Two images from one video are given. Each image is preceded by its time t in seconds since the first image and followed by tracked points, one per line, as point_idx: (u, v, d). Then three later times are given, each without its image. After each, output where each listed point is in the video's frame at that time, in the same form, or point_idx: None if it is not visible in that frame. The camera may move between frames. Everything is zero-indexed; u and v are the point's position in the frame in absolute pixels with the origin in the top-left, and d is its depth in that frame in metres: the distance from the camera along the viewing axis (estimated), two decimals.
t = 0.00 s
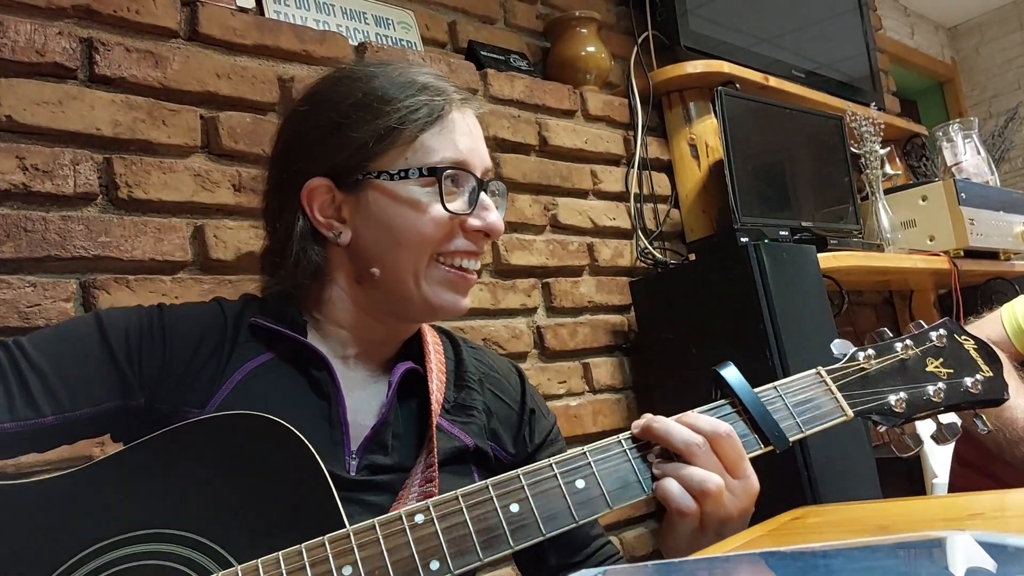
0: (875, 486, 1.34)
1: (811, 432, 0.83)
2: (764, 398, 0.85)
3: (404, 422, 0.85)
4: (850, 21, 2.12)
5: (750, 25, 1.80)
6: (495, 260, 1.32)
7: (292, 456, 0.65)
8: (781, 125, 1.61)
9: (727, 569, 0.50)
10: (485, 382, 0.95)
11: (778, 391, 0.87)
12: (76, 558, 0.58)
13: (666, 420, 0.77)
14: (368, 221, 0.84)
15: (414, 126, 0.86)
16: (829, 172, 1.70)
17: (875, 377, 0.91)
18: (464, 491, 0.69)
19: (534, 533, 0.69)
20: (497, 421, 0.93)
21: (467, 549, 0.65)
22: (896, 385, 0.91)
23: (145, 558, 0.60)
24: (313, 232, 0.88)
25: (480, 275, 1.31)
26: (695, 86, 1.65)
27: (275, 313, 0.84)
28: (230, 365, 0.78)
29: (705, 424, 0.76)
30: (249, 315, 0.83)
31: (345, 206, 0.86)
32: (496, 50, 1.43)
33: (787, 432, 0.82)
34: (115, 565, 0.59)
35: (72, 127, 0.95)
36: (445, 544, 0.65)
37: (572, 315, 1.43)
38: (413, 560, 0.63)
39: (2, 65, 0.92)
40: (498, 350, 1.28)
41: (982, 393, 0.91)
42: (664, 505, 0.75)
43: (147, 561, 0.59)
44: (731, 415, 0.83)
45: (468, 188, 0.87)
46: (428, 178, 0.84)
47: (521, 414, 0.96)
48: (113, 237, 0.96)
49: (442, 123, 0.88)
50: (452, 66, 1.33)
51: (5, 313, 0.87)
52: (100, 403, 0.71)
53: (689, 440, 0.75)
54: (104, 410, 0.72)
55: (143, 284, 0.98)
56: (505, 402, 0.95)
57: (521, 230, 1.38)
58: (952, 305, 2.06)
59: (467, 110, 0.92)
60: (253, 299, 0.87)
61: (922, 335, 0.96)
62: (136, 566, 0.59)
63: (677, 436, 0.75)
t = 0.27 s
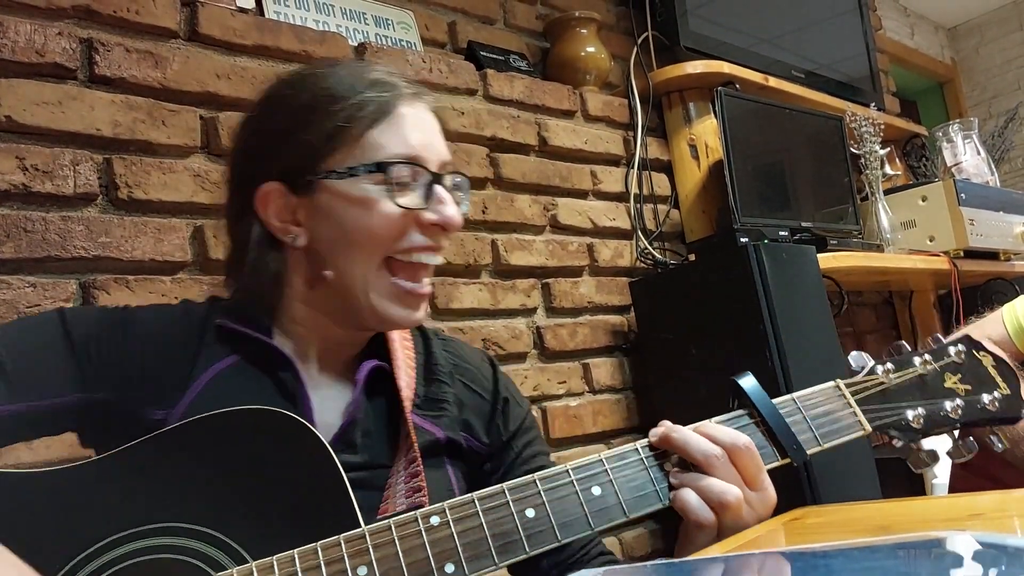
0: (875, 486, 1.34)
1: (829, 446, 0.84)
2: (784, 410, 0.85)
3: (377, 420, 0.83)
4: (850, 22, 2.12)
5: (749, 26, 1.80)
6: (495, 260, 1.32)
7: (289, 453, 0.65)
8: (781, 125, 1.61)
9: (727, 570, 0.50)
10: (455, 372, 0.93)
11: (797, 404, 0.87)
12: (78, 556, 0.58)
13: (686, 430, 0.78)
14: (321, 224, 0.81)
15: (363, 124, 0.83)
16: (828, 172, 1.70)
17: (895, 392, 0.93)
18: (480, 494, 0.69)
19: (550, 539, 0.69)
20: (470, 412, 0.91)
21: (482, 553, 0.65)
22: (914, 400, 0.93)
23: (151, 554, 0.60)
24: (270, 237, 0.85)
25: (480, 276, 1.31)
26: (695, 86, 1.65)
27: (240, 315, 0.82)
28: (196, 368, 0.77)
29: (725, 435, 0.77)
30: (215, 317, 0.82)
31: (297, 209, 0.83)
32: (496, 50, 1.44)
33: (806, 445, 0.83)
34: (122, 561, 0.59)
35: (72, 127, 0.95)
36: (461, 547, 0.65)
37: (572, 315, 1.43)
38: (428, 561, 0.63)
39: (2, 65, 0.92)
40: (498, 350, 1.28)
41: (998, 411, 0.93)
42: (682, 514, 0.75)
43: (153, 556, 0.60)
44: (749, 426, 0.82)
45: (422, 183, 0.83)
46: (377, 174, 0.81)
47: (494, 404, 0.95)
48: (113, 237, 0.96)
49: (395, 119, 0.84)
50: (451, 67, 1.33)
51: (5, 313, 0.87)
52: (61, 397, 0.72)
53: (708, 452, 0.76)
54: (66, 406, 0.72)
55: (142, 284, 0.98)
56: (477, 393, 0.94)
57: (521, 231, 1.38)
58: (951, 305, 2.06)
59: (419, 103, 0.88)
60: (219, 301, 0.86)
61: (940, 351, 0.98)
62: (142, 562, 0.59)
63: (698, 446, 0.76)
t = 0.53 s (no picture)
0: (874, 486, 1.34)
1: (794, 421, 0.79)
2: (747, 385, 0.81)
3: (331, 409, 0.82)
4: (850, 21, 2.12)
5: (749, 25, 1.79)
6: (495, 260, 1.32)
7: (246, 456, 0.65)
8: (781, 125, 1.61)
9: (727, 569, 0.50)
10: (414, 355, 0.93)
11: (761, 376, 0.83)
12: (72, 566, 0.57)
13: (657, 411, 0.73)
14: (238, 213, 0.81)
15: (257, 105, 0.82)
16: (828, 171, 1.70)
17: (854, 364, 0.86)
18: (455, 487, 0.70)
19: (527, 526, 0.69)
20: (431, 395, 0.91)
21: (461, 546, 0.66)
22: (875, 370, 0.86)
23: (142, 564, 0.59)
24: (193, 237, 0.85)
25: (479, 276, 1.31)
26: (695, 85, 1.65)
27: (183, 318, 0.81)
28: (138, 374, 0.75)
29: (695, 414, 0.72)
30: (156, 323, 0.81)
31: (212, 203, 0.82)
32: (496, 50, 1.43)
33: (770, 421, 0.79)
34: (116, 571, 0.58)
35: (71, 127, 0.95)
36: (439, 541, 0.66)
37: (571, 315, 1.43)
38: (406, 558, 0.64)
39: (1, 64, 0.91)
40: (497, 350, 1.27)
41: (955, 378, 0.86)
42: (653, 497, 0.71)
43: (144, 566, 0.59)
44: (715, 403, 0.79)
45: (327, 156, 0.82)
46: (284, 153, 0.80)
47: (455, 384, 0.95)
48: (112, 237, 0.96)
49: (292, 98, 0.84)
50: (451, 66, 1.33)
51: (4, 313, 0.87)
52: None
53: (678, 431, 0.71)
54: None
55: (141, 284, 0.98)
56: (437, 374, 0.93)
57: (520, 230, 1.38)
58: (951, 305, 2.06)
59: (317, 78, 0.88)
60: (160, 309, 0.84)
61: (897, 322, 0.91)
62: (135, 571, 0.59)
63: (668, 426, 0.71)
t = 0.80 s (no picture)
0: (874, 485, 1.34)
1: (770, 387, 0.79)
2: (719, 357, 0.80)
3: (320, 404, 0.81)
4: (850, 20, 2.12)
5: (749, 24, 1.79)
6: (495, 259, 1.32)
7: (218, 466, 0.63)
8: (781, 124, 1.61)
9: (726, 569, 0.50)
10: (403, 347, 0.91)
11: (734, 349, 0.82)
12: None
13: (626, 390, 0.73)
14: (194, 208, 0.80)
15: (201, 98, 0.81)
16: (828, 171, 1.70)
17: (827, 329, 0.86)
18: (429, 480, 0.69)
19: (505, 514, 0.67)
20: (421, 387, 0.90)
21: (437, 538, 0.65)
22: (848, 333, 0.86)
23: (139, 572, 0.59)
24: (162, 236, 0.86)
25: (479, 275, 1.31)
26: (695, 85, 1.65)
27: (164, 326, 0.80)
28: (119, 384, 0.75)
29: (663, 391, 0.71)
30: (137, 330, 0.80)
31: (172, 202, 0.83)
32: (496, 49, 1.43)
33: (746, 391, 0.78)
34: None
35: (73, 126, 0.95)
36: (416, 535, 0.65)
37: (572, 314, 1.43)
38: (382, 554, 0.63)
39: (2, 64, 0.91)
40: (497, 350, 1.27)
41: (932, 334, 0.87)
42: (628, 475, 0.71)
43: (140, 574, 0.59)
44: (689, 378, 0.78)
45: (276, 140, 0.79)
46: (234, 144, 0.78)
47: (445, 374, 0.94)
48: (112, 236, 0.96)
49: (240, 87, 0.82)
50: (452, 66, 1.33)
51: (4, 312, 0.87)
52: None
53: (648, 409, 0.71)
54: None
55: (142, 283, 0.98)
56: (426, 366, 0.92)
57: (520, 230, 1.38)
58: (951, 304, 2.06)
59: (266, 66, 0.85)
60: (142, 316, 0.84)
61: (870, 282, 0.91)
62: None
63: (637, 405, 0.71)
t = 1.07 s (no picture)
0: (875, 485, 1.34)
1: (776, 390, 0.79)
2: (726, 359, 0.80)
3: (321, 402, 0.81)
4: (849, 21, 2.12)
5: (748, 24, 1.79)
6: (495, 259, 1.32)
7: (220, 469, 0.63)
8: (781, 124, 1.61)
9: (727, 569, 0.50)
10: (408, 346, 0.91)
11: (741, 350, 0.82)
12: None
13: (627, 392, 0.72)
14: (171, 200, 0.83)
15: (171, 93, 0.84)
16: (828, 170, 1.70)
17: (837, 329, 0.86)
18: (427, 483, 0.69)
19: (503, 518, 0.67)
20: (426, 387, 0.90)
21: (434, 542, 0.65)
22: (859, 334, 0.86)
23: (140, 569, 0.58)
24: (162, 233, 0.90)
25: (480, 275, 1.31)
26: (695, 85, 1.65)
27: (173, 320, 0.81)
28: (122, 381, 0.75)
29: (664, 394, 0.70)
30: (142, 324, 0.80)
31: (160, 198, 0.86)
32: (496, 50, 1.43)
33: (752, 393, 0.78)
34: None
35: (73, 127, 0.95)
36: (411, 538, 0.65)
37: (572, 315, 1.43)
38: (379, 558, 0.63)
39: (3, 64, 0.92)
40: (498, 349, 1.27)
41: (947, 334, 0.86)
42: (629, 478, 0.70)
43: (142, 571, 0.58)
44: (693, 380, 0.78)
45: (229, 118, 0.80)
46: (196, 129, 0.80)
47: (452, 375, 0.93)
48: (112, 236, 0.96)
49: (201, 75, 0.84)
50: (452, 66, 1.33)
51: (5, 312, 0.87)
52: None
53: (649, 412, 0.70)
54: None
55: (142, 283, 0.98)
56: (432, 366, 0.92)
57: (521, 230, 1.38)
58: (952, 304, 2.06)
59: (233, 54, 0.87)
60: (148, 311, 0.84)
61: (883, 281, 0.91)
62: None
63: (638, 408, 0.70)
